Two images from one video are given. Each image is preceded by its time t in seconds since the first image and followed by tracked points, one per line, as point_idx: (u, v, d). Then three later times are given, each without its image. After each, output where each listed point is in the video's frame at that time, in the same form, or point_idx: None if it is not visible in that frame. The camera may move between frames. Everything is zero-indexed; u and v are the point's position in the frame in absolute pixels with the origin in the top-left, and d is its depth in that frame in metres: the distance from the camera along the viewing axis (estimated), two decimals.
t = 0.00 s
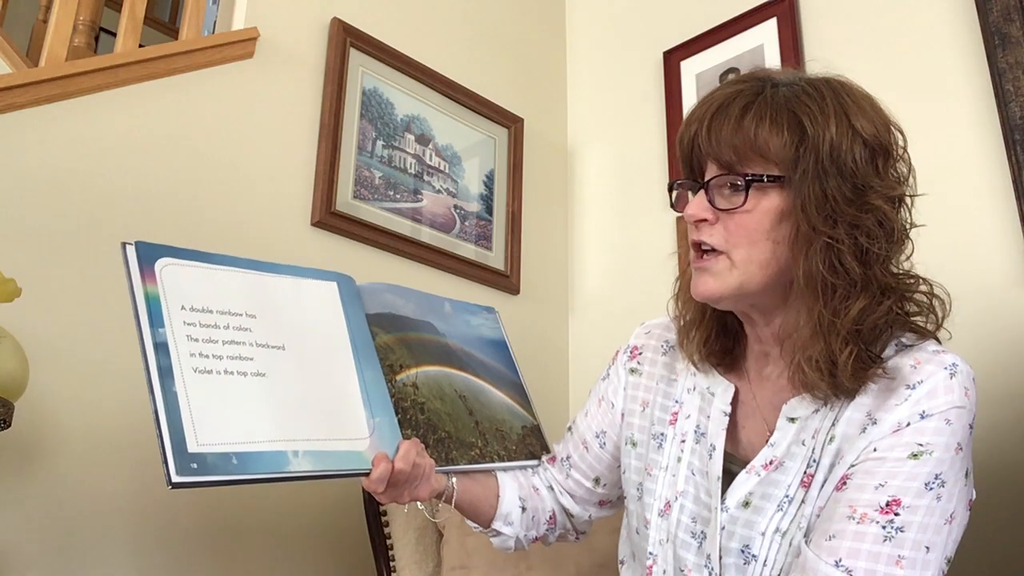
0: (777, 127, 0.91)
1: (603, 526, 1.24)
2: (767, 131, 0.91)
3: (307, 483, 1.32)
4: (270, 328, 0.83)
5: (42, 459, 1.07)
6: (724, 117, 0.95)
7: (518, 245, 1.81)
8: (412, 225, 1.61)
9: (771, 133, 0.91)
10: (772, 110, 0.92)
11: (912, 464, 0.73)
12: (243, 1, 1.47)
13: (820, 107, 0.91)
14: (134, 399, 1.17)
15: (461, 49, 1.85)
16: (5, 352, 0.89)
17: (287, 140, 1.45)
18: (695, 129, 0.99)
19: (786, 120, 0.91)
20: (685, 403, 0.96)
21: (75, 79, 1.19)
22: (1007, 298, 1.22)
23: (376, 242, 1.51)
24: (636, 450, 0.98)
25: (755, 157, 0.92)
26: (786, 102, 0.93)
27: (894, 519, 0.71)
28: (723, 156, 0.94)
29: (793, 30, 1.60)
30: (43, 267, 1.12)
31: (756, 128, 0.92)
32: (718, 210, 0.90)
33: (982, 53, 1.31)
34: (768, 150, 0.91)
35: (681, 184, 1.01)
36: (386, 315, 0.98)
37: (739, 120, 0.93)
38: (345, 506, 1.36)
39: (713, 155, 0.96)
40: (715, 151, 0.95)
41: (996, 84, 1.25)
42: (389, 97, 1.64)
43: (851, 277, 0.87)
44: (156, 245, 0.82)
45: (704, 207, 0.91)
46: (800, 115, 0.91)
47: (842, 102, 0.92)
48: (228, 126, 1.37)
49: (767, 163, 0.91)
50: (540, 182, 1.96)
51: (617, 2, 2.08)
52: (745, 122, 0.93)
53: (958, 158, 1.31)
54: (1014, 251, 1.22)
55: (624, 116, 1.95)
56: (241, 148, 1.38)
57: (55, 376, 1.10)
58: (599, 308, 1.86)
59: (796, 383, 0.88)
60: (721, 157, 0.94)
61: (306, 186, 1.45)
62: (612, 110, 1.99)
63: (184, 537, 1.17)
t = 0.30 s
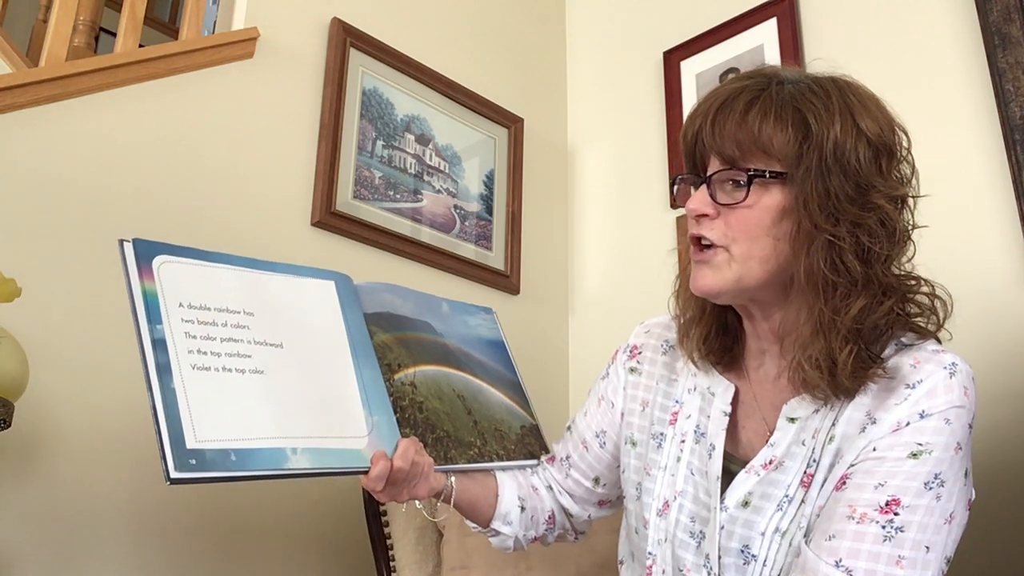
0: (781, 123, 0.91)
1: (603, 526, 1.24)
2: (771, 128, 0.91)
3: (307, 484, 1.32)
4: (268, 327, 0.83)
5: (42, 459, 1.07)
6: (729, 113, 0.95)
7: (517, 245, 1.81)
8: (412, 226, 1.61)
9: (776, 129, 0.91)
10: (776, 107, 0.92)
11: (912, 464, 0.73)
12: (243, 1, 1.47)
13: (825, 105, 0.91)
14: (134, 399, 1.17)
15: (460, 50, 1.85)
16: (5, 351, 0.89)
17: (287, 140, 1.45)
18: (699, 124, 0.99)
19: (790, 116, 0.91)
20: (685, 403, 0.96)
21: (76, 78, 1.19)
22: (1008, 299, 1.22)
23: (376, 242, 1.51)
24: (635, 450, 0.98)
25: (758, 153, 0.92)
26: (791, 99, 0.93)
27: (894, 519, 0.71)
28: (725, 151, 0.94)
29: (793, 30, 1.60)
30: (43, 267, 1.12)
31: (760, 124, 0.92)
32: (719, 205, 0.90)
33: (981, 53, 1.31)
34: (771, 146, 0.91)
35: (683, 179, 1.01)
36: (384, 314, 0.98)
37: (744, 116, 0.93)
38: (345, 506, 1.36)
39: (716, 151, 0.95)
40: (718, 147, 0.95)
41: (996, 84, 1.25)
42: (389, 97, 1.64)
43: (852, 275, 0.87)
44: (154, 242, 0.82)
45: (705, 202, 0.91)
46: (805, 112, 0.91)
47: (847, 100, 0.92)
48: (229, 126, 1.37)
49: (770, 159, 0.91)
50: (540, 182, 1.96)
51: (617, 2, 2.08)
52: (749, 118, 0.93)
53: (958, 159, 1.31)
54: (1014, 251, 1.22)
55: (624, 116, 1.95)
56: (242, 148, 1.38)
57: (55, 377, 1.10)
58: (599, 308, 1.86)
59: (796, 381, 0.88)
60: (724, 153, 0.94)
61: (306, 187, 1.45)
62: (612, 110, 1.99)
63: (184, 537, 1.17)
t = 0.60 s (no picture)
0: (782, 124, 0.91)
1: (603, 526, 1.24)
2: (772, 128, 0.91)
3: (307, 484, 1.32)
4: (267, 327, 0.83)
5: (42, 459, 1.07)
6: (730, 113, 0.95)
7: (518, 245, 1.81)
8: (412, 226, 1.61)
9: (777, 130, 0.91)
10: (778, 108, 0.92)
11: (913, 465, 0.73)
12: (243, 1, 1.47)
13: (826, 106, 0.91)
14: (134, 400, 1.17)
15: (460, 50, 1.85)
16: (5, 351, 0.89)
17: (286, 140, 1.45)
18: (700, 125, 0.99)
19: (792, 117, 0.91)
20: (686, 404, 0.96)
21: (75, 79, 1.19)
22: (1008, 298, 1.22)
23: (376, 242, 1.51)
24: (636, 450, 0.98)
25: (759, 154, 0.92)
26: (793, 99, 0.93)
27: (895, 520, 0.71)
28: (726, 152, 0.94)
29: (793, 30, 1.60)
30: (43, 267, 1.12)
31: (761, 124, 0.92)
32: (720, 206, 0.90)
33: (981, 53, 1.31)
34: (772, 147, 0.91)
35: (684, 179, 1.01)
36: (384, 314, 0.98)
37: (744, 116, 0.93)
38: (345, 506, 1.36)
39: (717, 151, 0.96)
40: (719, 147, 0.95)
41: (996, 84, 1.25)
42: (389, 97, 1.64)
43: (853, 277, 0.87)
44: (153, 243, 0.82)
45: (705, 202, 0.91)
46: (806, 112, 0.91)
47: (849, 102, 0.92)
48: (229, 126, 1.37)
49: (771, 160, 0.91)
50: (540, 182, 1.96)
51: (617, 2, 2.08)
52: (750, 119, 0.93)
53: (958, 159, 1.32)
54: (1014, 251, 1.22)
55: (624, 116, 1.95)
56: (241, 148, 1.38)
57: (55, 377, 1.10)
58: (599, 308, 1.86)
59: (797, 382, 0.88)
60: (724, 153, 0.94)
61: (306, 187, 1.45)
62: (612, 110, 1.99)
63: (184, 536, 1.17)
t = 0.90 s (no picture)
0: (777, 127, 0.91)
1: (603, 526, 1.24)
2: (767, 131, 0.91)
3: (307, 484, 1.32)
4: (267, 329, 0.83)
5: (41, 459, 1.07)
6: (725, 116, 0.95)
7: (518, 245, 1.81)
8: (412, 226, 1.61)
9: (772, 133, 0.91)
10: (772, 110, 0.92)
11: (913, 465, 0.73)
12: (243, 1, 1.47)
13: (821, 107, 0.91)
14: (134, 400, 1.18)
15: (460, 49, 1.85)
16: (4, 351, 0.89)
17: (287, 141, 1.45)
18: (697, 127, 0.99)
19: (786, 120, 0.91)
20: (688, 405, 0.96)
21: (75, 79, 1.19)
22: (1008, 298, 1.22)
23: (376, 242, 1.51)
24: (637, 451, 0.98)
25: (755, 157, 0.92)
26: (788, 102, 0.93)
27: (895, 521, 0.71)
28: (722, 155, 0.94)
29: (793, 30, 1.60)
30: (43, 267, 1.12)
31: (757, 127, 0.92)
32: (717, 209, 0.90)
33: (981, 53, 1.31)
34: (768, 150, 0.91)
35: (684, 181, 1.01)
36: (384, 314, 0.98)
37: (740, 119, 0.93)
38: (345, 506, 1.37)
39: (713, 154, 0.96)
40: (715, 150, 0.95)
41: (996, 84, 1.25)
42: (389, 97, 1.64)
43: (851, 279, 0.87)
44: (153, 245, 0.82)
45: (702, 206, 0.91)
46: (801, 115, 0.91)
47: (845, 103, 0.92)
48: (228, 126, 1.37)
49: (767, 163, 0.91)
50: (540, 181, 1.96)
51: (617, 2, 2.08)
52: (746, 122, 0.93)
53: (958, 158, 1.32)
54: (1014, 251, 1.22)
55: (624, 116, 1.95)
56: (241, 148, 1.38)
57: (55, 377, 1.10)
58: (599, 308, 1.86)
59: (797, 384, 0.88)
60: (721, 156, 0.94)
61: (306, 187, 1.45)
62: (612, 110, 1.99)
63: (184, 536, 1.17)
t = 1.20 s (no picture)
0: (778, 125, 0.91)
1: (603, 526, 1.24)
2: (768, 129, 0.91)
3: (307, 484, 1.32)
4: (264, 328, 0.83)
5: (41, 459, 1.07)
6: (727, 113, 0.95)
7: (518, 245, 1.81)
8: (412, 226, 1.61)
9: (773, 130, 0.91)
10: (774, 108, 0.92)
11: (913, 465, 0.73)
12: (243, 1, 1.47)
13: (823, 106, 0.91)
14: (134, 401, 1.18)
15: (461, 50, 1.85)
16: (4, 351, 0.89)
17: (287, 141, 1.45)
18: (698, 124, 0.99)
19: (788, 118, 0.91)
20: (688, 405, 0.96)
21: (75, 79, 1.19)
22: (1008, 298, 1.22)
23: (376, 242, 1.51)
24: (637, 451, 0.98)
25: (756, 154, 0.92)
26: (790, 100, 0.93)
27: (895, 521, 0.71)
28: (723, 152, 0.94)
29: (793, 30, 1.60)
30: (43, 267, 1.12)
31: (758, 125, 0.92)
32: (716, 205, 0.90)
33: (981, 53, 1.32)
34: (769, 147, 0.91)
35: (684, 178, 1.00)
36: (383, 314, 0.98)
37: (741, 116, 0.93)
38: (345, 506, 1.36)
39: (714, 151, 0.96)
40: (716, 147, 0.95)
41: (996, 84, 1.25)
42: (388, 97, 1.64)
43: (850, 278, 0.87)
44: (150, 245, 0.82)
45: (702, 202, 0.91)
46: (803, 113, 0.91)
47: (847, 102, 0.92)
48: (229, 126, 1.37)
49: (768, 160, 0.91)
50: (540, 182, 1.96)
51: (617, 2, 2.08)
52: (747, 119, 0.93)
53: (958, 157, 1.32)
54: (1014, 251, 1.22)
55: (624, 116, 1.95)
56: (241, 148, 1.38)
57: (55, 377, 1.10)
58: (599, 308, 1.86)
59: (796, 383, 0.88)
60: (721, 153, 0.94)
61: (306, 187, 1.45)
62: (612, 110, 1.99)
63: (184, 536, 1.17)
